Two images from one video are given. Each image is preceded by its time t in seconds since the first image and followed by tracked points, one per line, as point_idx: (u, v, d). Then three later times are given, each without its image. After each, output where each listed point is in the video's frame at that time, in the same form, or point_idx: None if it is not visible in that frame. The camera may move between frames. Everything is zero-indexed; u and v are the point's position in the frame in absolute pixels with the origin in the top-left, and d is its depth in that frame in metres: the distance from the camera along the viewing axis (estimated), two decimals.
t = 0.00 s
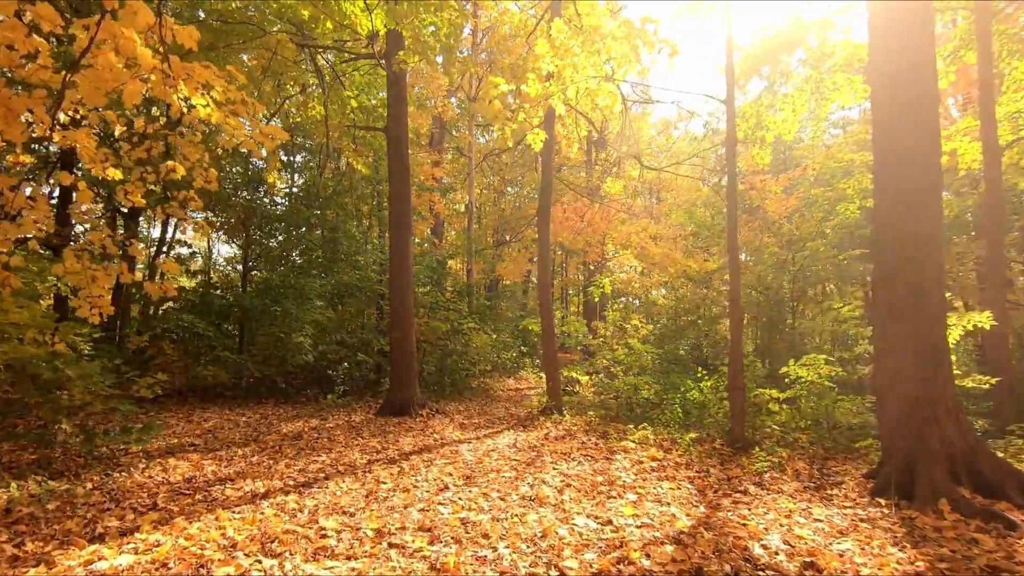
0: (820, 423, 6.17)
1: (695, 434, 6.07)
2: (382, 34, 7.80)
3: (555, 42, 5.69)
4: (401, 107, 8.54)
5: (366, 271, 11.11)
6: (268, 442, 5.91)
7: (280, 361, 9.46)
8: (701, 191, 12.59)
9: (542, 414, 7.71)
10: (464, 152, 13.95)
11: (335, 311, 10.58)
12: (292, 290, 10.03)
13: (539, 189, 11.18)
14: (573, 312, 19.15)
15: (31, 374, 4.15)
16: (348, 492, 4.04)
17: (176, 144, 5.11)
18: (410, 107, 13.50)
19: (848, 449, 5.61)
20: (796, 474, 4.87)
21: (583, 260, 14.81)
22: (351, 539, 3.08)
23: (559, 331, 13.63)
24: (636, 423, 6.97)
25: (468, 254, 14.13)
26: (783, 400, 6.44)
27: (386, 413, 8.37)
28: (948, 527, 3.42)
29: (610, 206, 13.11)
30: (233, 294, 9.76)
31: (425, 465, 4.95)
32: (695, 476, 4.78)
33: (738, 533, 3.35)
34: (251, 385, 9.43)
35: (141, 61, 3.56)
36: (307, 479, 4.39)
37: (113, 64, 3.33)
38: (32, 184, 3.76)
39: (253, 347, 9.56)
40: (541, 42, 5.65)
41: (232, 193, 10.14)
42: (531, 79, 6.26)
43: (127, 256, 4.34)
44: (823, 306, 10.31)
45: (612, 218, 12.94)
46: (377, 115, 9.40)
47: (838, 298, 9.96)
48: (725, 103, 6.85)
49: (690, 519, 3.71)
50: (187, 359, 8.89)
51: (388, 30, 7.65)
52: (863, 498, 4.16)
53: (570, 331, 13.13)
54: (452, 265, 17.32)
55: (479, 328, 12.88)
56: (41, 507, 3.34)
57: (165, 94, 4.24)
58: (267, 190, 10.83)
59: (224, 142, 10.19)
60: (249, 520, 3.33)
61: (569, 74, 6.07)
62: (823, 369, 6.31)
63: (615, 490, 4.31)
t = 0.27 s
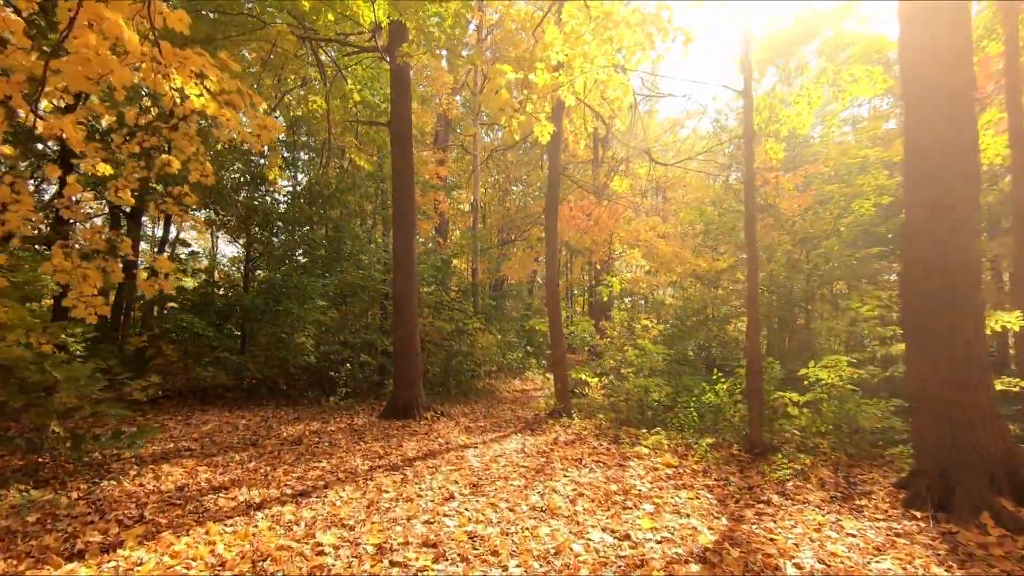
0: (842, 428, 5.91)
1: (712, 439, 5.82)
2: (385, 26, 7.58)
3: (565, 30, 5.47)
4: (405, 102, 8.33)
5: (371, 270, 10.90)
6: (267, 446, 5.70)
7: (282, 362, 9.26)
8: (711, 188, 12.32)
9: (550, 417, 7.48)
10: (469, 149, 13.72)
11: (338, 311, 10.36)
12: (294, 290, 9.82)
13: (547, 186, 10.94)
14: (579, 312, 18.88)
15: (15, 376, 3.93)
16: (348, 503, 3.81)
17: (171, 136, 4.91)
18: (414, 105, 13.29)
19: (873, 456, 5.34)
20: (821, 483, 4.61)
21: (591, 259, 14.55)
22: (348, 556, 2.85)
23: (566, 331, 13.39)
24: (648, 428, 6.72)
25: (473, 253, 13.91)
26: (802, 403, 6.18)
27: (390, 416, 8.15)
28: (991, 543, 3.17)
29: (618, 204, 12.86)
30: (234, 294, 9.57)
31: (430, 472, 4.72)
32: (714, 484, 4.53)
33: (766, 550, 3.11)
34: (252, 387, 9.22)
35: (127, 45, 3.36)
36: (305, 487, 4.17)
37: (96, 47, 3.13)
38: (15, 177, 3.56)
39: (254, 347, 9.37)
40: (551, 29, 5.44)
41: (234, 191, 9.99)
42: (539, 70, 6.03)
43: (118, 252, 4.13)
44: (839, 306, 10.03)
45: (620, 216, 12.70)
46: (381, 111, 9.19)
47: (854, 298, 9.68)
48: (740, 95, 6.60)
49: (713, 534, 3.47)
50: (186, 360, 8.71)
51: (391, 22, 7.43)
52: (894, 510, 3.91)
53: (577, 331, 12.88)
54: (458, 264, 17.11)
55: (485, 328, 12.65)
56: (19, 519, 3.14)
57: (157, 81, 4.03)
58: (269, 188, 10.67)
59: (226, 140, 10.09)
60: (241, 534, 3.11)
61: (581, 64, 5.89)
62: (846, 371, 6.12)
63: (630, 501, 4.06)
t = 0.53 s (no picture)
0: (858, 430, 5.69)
1: (722, 441, 5.61)
2: (384, 16, 7.38)
3: (570, 16, 5.24)
4: (404, 95, 8.12)
5: (371, 268, 10.71)
6: (262, 449, 5.50)
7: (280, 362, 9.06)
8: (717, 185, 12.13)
9: (554, 418, 7.28)
10: (471, 146, 13.51)
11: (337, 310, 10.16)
12: (292, 289, 9.64)
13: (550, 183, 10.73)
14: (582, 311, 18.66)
15: None
16: (342, 510, 3.61)
17: (161, 127, 4.71)
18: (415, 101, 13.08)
19: (892, 459, 5.13)
20: (840, 488, 4.40)
21: (594, 257, 14.34)
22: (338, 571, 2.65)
23: (569, 331, 13.18)
24: (656, 429, 6.51)
25: (475, 251, 13.70)
26: (815, 404, 5.97)
27: (389, 417, 7.94)
28: None
29: (622, 201, 12.65)
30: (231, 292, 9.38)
31: (429, 476, 4.51)
32: (727, 491, 4.31)
33: (791, 565, 2.88)
34: (249, 387, 9.04)
35: (108, 25, 3.16)
36: (298, 493, 3.97)
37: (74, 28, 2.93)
38: None
39: (250, 346, 9.17)
40: (556, 16, 5.19)
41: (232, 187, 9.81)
42: (542, 60, 5.83)
43: (103, 246, 3.94)
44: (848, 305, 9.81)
45: (624, 213, 12.49)
46: (380, 105, 8.99)
47: (865, 296, 9.45)
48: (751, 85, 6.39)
49: (730, 543, 3.26)
50: (182, 359, 8.51)
51: (390, 12, 7.22)
52: (921, 518, 3.69)
53: (580, 331, 12.68)
54: (459, 263, 16.91)
55: (487, 327, 12.45)
56: None
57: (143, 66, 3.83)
58: (267, 185, 10.48)
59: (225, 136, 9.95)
60: (229, 546, 2.92)
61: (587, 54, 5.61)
62: (862, 371, 5.91)
63: (639, 508, 3.86)
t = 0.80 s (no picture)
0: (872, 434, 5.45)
1: (731, 446, 5.37)
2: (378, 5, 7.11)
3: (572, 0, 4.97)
4: (400, 87, 7.87)
5: (366, 266, 10.46)
6: (249, 454, 5.25)
7: (272, 364, 8.81)
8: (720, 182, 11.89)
9: (554, 421, 7.04)
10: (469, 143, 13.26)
11: (331, 310, 9.92)
12: (285, 288, 9.39)
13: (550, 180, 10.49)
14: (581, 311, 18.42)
15: None
16: (328, 523, 3.37)
17: (140, 116, 4.46)
18: (412, 97, 12.84)
19: (910, 464, 4.88)
20: (858, 497, 4.16)
21: (594, 256, 14.12)
22: None
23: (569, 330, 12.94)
24: (661, 433, 6.27)
25: (473, 249, 13.46)
26: (826, 407, 5.73)
27: (384, 420, 7.69)
28: None
29: (623, 198, 12.42)
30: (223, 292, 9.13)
31: (422, 484, 4.26)
32: (739, 500, 4.07)
33: None
34: (241, 388, 8.79)
35: None
36: (282, 504, 3.72)
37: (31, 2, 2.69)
38: None
39: (242, 347, 8.92)
40: (554, 2, 4.85)
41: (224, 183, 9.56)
42: (541, 48, 5.58)
43: (76, 240, 3.70)
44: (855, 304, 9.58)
45: (625, 211, 12.26)
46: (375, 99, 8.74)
47: (872, 294, 9.22)
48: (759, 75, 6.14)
49: (745, 560, 3.02)
50: (171, 360, 8.26)
51: None
52: (947, 530, 3.46)
53: (581, 331, 12.45)
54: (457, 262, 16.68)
55: (485, 327, 12.22)
56: None
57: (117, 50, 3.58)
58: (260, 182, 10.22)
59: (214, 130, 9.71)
60: (201, 566, 2.67)
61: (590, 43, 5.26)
62: (876, 372, 5.67)
63: (646, 519, 3.61)
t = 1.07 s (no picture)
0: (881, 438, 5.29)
1: (737, 450, 5.18)
2: None
3: None
4: (394, 80, 7.65)
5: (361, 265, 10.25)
6: (237, 459, 5.04)
7: (264, 364, 8.59)
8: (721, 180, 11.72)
9: (553, 423, 6.84)
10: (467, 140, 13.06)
11: (326, 309, 9.70)
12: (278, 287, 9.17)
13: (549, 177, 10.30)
14: (580, 311, 18.26)
15: None
16: (315, 535, 3.16)
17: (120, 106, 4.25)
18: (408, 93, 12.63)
19: (922, 469, 4.71)
20: (872, 504, 3.97)
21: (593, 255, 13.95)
22: None
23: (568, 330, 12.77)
24: (664, 436, 6.08)
25: (471, 248, 13.27)
26: (835, 409, 5.55)
27: (378, 422, 7.49)
28: None
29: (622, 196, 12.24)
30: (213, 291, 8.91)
31: (416, 491, 4.06)
32: (748, 507, 3.89)
33: None
34: (233, 390, 8.59)
35: None
36: (267, 513, 3.52)
37: None
38: None
39: (234, 347, 8.70)
40: None
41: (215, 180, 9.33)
42: (541, 37, 5.37)
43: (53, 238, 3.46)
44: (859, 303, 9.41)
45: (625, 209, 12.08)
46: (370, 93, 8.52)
47: (877, 293, 9.05)
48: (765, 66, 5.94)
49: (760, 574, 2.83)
50: (160, 362, 8.05)
51: None
52: (970, 540, 3.27)
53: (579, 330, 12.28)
54: (454, 261, 16.48)
55: (483, 327, 12.03)
56: None
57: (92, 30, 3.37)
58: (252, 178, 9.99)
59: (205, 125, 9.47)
60: None
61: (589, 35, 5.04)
62: (887, 373, 5.49)
63: (652, 530, 3.41)
